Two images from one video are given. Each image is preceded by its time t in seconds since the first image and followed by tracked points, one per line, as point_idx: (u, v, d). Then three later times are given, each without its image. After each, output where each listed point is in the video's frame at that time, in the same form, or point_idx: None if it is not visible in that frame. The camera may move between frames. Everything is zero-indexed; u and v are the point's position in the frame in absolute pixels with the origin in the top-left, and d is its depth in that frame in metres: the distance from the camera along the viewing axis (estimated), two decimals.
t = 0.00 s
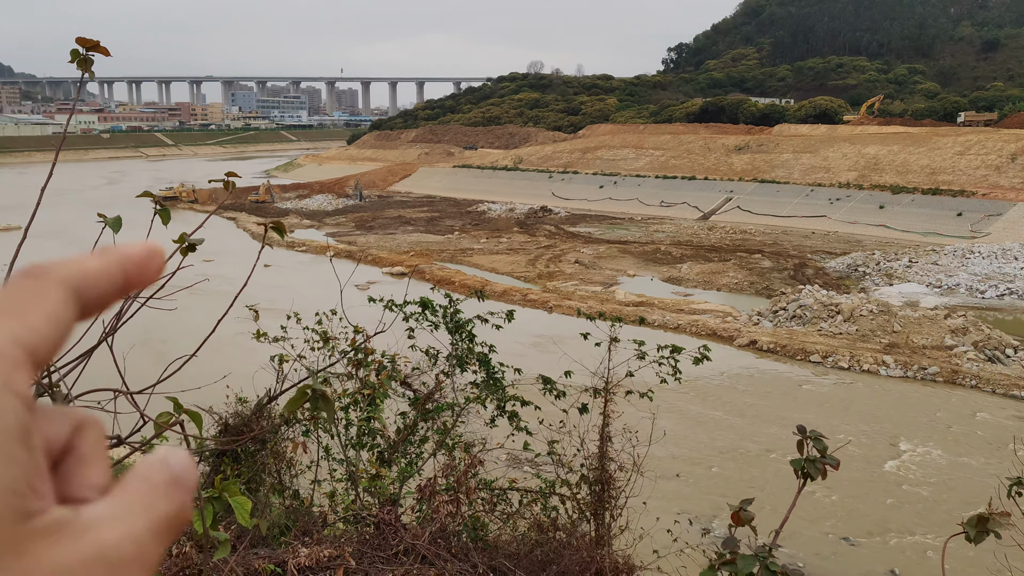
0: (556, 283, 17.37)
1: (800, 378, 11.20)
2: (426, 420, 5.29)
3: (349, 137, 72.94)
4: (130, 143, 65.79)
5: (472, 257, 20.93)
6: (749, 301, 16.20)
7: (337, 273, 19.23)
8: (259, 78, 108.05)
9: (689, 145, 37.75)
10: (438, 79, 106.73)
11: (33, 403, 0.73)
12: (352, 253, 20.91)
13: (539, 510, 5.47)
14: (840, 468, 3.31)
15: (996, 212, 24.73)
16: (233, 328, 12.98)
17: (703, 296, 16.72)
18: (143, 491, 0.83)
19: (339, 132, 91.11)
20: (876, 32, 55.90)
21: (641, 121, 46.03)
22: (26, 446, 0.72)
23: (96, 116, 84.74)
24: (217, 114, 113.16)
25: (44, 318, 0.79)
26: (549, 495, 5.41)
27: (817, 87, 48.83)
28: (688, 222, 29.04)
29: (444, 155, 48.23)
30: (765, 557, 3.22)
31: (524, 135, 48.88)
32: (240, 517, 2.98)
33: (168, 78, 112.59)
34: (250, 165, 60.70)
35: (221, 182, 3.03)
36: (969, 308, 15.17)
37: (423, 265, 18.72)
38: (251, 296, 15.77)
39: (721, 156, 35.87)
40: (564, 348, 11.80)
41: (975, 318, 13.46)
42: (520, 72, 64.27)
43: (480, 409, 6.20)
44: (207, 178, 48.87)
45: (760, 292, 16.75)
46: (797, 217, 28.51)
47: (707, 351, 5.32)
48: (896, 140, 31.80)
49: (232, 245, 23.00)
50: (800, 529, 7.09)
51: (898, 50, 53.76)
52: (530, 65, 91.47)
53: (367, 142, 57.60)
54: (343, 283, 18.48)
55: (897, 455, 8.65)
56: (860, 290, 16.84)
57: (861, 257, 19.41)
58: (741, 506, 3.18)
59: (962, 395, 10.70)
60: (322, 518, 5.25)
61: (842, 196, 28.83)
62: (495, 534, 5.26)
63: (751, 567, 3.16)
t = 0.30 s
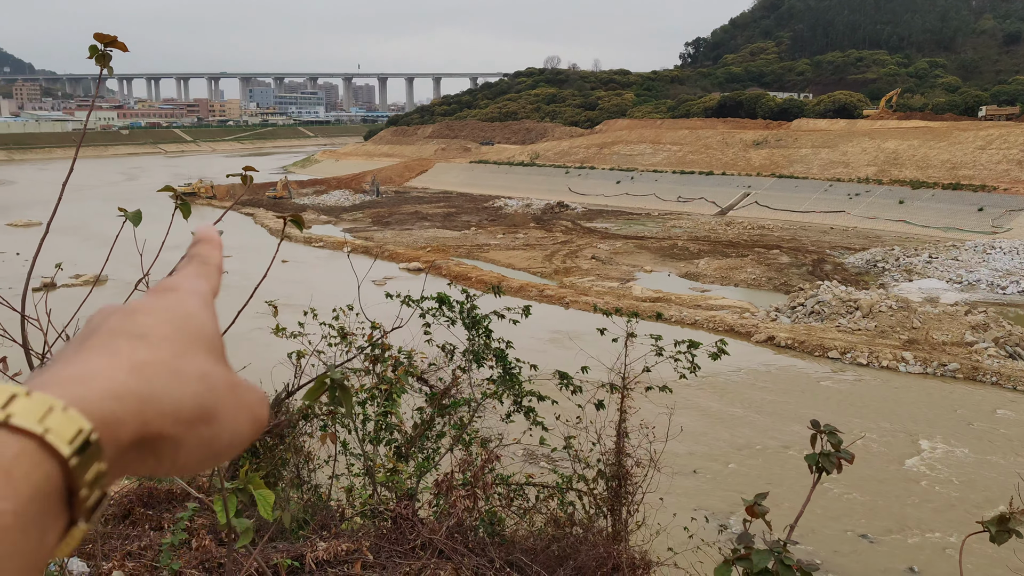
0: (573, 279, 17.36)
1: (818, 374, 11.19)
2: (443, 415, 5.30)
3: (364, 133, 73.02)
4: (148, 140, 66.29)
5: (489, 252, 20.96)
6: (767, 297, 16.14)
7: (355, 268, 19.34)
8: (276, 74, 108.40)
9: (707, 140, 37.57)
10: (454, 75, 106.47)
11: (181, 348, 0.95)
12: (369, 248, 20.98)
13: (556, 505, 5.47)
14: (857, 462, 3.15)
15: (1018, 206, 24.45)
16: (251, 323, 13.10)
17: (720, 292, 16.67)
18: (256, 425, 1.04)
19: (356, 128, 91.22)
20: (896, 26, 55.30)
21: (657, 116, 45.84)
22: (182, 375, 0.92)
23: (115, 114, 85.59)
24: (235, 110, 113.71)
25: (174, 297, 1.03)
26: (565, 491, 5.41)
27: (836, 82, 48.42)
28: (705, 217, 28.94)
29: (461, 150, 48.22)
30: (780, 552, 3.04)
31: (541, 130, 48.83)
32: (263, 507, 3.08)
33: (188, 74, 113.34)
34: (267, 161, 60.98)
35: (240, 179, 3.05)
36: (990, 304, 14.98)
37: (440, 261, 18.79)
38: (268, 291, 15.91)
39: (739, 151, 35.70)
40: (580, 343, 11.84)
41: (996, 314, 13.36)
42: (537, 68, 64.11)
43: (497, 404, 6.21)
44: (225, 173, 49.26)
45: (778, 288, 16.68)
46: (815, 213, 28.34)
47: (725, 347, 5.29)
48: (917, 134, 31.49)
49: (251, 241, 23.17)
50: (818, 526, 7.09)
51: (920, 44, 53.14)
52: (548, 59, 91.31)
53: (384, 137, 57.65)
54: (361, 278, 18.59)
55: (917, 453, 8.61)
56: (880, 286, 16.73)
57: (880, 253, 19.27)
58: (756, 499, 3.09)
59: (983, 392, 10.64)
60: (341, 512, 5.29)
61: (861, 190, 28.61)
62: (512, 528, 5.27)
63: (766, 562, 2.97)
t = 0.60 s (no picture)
0: (583, 276, 17.35)
1: (829, 371, 11.18)
2: (453, 412, 5.30)
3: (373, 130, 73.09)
4: (160, 137, 66.64)
5: (499, 249, 20.99)
6: (779, 294, 16.12)
7: (364, 265, 19.40)
8: (287, 72, 108.66)
9: (717, 137, 37.50)
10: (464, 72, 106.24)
11: (158, 299, 0.97)
12: (380, 246, 21.03)
13: (566, 502, 5.47)
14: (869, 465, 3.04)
15: None
16: (261, 320, 13.15)
17: (731, 288, 16.65)
18: (234, 373, 1.06)
19: (366, 125, 91.33)
20: (909, 22, 54.92)
21: (668, 112, 45.75)
22: (158, 327, 0.94)
23: (128, 111, 86.11)
24: (246, 107, 114.13)
25: (150, 247, 1.04)
26: (575, 488, 5.40)
27: (848, 78, 48.17)
28: (715, 214, 28.91)
29: (471, 147, 48.22)
30: (790, 551, 2.91)
31: (551, 127, 48.88)
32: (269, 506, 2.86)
33: (199, 72, 113.76)
34: (277, 158, 61.17)
35: (254, 176, 2.98)
36: (1003, 301, 14.83)
37: (449, 258, 18.82)
38: (278, 289, 15.96)
39: (749, 148, 35.60)
40: (590, 340, 11.86)
41: (1010, 311, 13.30)
42: (546, 65, 64.02)
43: (506, 401, 6.20)
44: (236, 170, 49.46)
45: (790, 284, 16.65)
46: (825, 210, 28.29)
47: (735, 344, 5.27)
48: (929, 131, 31.36)
49: (261, 238, 23.26)
50: (829, 523, 7.08)
51: (932, 39, 52.81)
52: (558, 56, 91.14)
53: (394, 134, 57.71)
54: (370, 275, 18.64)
55: (927, 450, 8.59)
56: (892, 283, 16.68)
57: (892, 250, 19.20)
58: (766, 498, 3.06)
59: (996, 389, 10.60)
60: (350, 508, 5.29)
61: (872, 187, 28.51)
62: (521, 525, 5.27)
63: (776, 561, 2.85)
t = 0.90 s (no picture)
0: (591, 273, 17.34)
1: (838, 369, 11.15)
2: (461, 409, 5.30)
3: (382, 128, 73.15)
4: (169, 134, 66.91)
5: (508, 246, 20.99)
6: (788, 291, 16.07)
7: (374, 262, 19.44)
8: (296, 69, 108.90)
9: (726, 134, 37.38)
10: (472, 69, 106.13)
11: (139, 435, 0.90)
12: (388, 243, 21.06)
13: (574, 499, 5.46)
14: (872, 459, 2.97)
15: None
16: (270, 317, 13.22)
17: (740, 286, 16.61)
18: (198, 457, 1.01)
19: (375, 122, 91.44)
20: (920, 18, 54.53)
21: (677, 109, 45.64)
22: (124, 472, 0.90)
23: (138, 109, 86.52)
24: (255, 104, 114.44)
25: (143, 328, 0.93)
26: (583, 485, 5.40)
27: (858, 74, 47.90)
28: (724, 211, 28.83)
29: (479, 144, 48.18)
30: (795, 548, 2.88)
31: (560, 124, 48.87)
32: (277, 501, 2.78)
33: (209, 69, 114.06)
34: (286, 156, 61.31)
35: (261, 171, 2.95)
36: (1015, 299, 14.64)
37: (458, 255, 18.84)
38: (287, 286, 16.01)
39: (759, 145, 35.46)
40: (599, 338, 11.86)
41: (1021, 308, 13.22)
42: (555, 62, 63.92)
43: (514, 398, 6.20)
44: (246, 168, 49.64)
45: (799, 282, 16.60)
46: (834, 207, 28.17)
47: (745, 342, 5.24)
48: (940, 128, 31.20)
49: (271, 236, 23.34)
50: (838, 521, 7.06)
51: (942, 35, 52.50)
52: (567, 53, 91.01)
53: (402, 132, 57.78)
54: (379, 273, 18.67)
55: (937, 448, 8.56)
56: (902, 281, 16.61)
57: (902, 247, 19.11)
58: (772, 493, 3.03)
59: (1007, 387, 10.55)
60: (359, 505, 5.30)
61: (883, 184, 28.37)
62: (530, 522, 5.25)
63: (779, 556, 2.82)
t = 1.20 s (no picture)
0: (597, 273, 17.33)
1: (845, 369, 11.13)
2: (467, 408, 5.30)
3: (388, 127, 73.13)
4: (177, 134, 67.11)
5: (514, 245, 20.98)
6: (795, 291, 16.04)
7: (380, 261, 19.46)
8: (303, 69, 109.06)
9: (733, 133, 37.31)
10: (479, 68, 106.06)
11: None
12: (394, 242, 21.07)
13: (579, 499, 5.45)
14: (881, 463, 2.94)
15: None
16: (277, 316, 13.27)
17: (747, 285, 16.59)
18: None
19: (381, 121, 91.45)
20: (928, 17, 54.37)
21: (683, 108, 45.59)
22: None
23: (146, 108, 86.93)
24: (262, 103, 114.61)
25: None
26: (589, 484, 5.39)
27: (866, 74, 47.76)
28: (731, 211, 28.79)
29: (486, 143, 48.16)
30: (803, 549, 2.87)
31: (567, 123, 48.84)
32: (285, 499, 2.73)
33: (216, 68, 114.21)
34: (292, 155, 61.40)
35: (270, 173, 2.93)
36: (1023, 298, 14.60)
37: (464, 254, 18.85)
38: (294, 284, 16.04)
39: (766, 144, 35.38)
40: (606, 338, 11.86)
41: None
42: (561, 62, 63.85)
43: (519, 398, 6.20)
44: (252, 167, 49.74)
45: (806, 281, 16.57)
46: (840, 207, 28.12)
47: (751, 341, 5.21)
48: (948, 128, 31.10)
49: (278, 235, 23.36)
50: (845, 522, 7.05)
51: (950, 34, 52.29)
52: (574, 52, 91.02)
53: (408, 130, 57.77)
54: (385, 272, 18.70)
55: (945, 448, 8.55)
56: (910, 281, 16.57)
57: (910, 246, 19.06)
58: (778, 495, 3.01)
59: (1014, 387, 10.51)
60: (365, 503, 5.31)
61: (890, 183, 28.30)
62: (535, 521, 5.23)
63: (789, 558, 2.80)
